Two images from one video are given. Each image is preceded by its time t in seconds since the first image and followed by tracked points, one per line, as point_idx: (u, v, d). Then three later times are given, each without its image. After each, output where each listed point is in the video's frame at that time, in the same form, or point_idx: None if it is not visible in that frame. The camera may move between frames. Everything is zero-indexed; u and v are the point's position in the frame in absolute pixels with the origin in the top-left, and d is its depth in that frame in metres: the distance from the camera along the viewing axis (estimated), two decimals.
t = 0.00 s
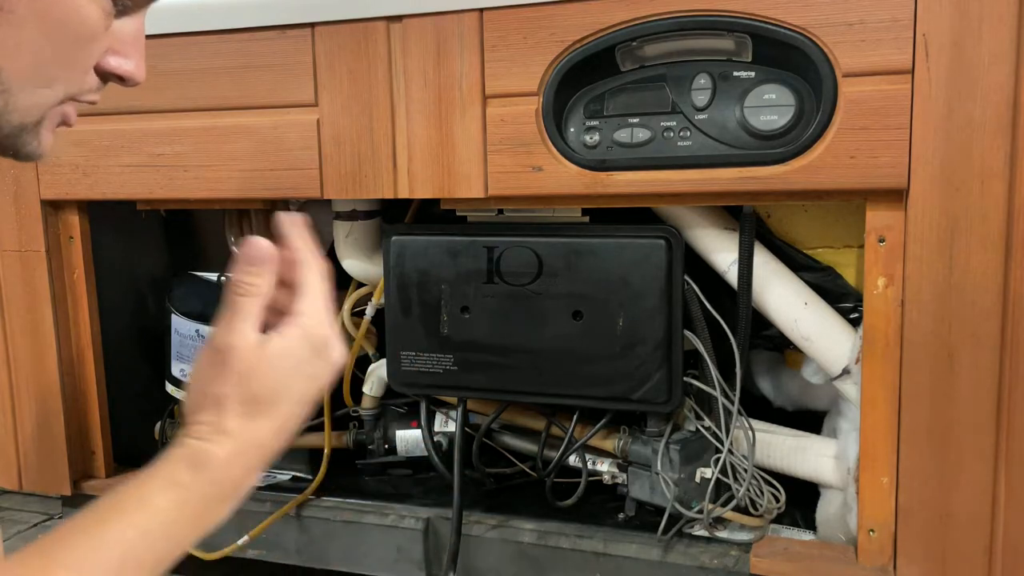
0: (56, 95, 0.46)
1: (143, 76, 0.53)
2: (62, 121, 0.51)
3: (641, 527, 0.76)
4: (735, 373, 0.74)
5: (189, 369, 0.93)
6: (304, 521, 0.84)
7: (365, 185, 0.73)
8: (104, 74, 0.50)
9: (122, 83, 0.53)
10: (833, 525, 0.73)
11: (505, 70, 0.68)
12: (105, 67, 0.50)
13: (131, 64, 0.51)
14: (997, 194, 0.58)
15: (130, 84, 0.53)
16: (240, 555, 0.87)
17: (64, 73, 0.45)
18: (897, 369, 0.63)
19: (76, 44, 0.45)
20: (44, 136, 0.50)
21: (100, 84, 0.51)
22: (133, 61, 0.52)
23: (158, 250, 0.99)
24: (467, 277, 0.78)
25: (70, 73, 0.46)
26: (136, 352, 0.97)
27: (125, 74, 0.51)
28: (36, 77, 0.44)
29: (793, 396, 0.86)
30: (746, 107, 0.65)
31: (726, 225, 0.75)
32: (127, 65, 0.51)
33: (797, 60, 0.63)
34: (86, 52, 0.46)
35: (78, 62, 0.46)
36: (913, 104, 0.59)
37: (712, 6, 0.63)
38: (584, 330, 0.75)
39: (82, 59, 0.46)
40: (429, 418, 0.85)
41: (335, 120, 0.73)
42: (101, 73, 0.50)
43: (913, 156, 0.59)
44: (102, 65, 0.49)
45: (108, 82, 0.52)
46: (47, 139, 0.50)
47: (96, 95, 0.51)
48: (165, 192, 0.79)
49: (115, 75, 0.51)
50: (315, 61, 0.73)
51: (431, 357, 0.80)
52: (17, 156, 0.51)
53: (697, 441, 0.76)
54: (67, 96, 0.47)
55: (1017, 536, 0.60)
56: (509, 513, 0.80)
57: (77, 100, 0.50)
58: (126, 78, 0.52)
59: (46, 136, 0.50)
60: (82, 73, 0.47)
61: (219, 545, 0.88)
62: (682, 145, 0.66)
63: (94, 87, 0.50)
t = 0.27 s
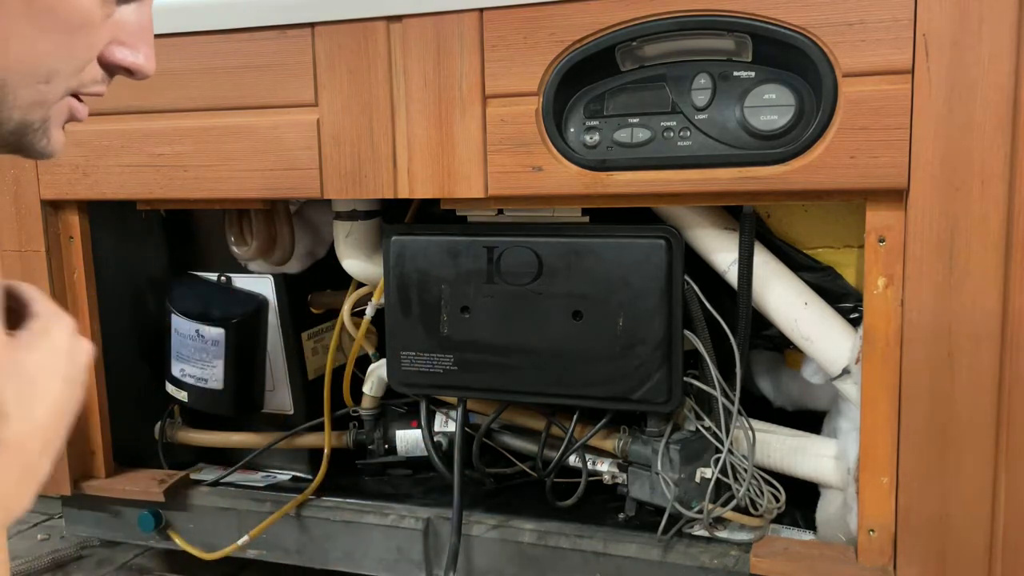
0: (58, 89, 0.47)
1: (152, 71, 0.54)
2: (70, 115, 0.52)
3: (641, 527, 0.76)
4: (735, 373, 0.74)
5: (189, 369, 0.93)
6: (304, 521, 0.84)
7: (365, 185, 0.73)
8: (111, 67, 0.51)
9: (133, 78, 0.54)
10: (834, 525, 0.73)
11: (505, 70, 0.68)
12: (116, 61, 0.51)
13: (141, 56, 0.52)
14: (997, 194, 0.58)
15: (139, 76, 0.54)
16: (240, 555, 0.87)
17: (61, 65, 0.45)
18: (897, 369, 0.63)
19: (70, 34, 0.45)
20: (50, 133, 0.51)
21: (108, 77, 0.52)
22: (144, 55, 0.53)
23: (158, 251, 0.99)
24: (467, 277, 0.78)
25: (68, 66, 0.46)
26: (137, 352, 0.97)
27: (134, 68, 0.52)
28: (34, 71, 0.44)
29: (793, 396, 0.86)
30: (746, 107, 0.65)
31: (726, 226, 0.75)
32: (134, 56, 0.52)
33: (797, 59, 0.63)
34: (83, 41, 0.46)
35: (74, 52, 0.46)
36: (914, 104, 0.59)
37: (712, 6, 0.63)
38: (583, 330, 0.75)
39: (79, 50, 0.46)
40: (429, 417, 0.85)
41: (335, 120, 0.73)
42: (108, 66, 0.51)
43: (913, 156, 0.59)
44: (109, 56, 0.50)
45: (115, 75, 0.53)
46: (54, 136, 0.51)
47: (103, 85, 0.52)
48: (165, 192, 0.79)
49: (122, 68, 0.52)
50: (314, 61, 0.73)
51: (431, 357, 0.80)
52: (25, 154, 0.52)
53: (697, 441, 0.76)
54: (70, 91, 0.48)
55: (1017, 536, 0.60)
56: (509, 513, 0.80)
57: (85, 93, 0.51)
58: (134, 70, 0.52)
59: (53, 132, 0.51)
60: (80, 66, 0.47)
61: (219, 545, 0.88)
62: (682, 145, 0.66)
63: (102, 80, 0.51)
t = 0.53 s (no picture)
0: (57, 73, 0.48)
1: (157, 57, 0.55)
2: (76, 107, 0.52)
3: (641, 527, 0.76)
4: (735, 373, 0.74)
5: (189, 369, 0.93)
6: (304, 521, 0.84)
7: (365, 184, 0.73)
8: (113, 53, 0.52)
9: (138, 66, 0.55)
10: (834, 525, 0.73)
11: (505, 70, 0.68)
12: (117, 46, 0.52)
13: (144, 42, 0.53)
14: (997, 194, 0.58)
15: (145, 64, 0.54)
16: (240, 555, 0.87)
17: (59, 48, 0.47)
18: (897, 369, 0.63)
19: (65, 15, 0.46)
20: (54, 124, 0.51)
21: (114, 65, 0.53)
22: (150, 42, 0.54)
23: (157, 251, 0.99)
24: (467, 277, 0.78)
25: (65, 49, 0.47)
26: (136, 352, 0.97)
27: (138, 54, 0.53)
28: (32, 54, 0.45)
29: (793, 396, 0.86)
30: (746, 107, 0.65)
31: (726, 226, 0.75)
32: (134, 42, 0.53)
33: (797, 59, 0.63)
34: (80, 23, 0.48)
35: (70, 35, 0.47)
36: (914, 104, 0.59)
37: (713, 6, 0.63)
38: (584, 330, 0.75)
39: (76, 32, 0.48)
40: (429, 417, 0.85)
41: (335, 119, 0.73)
42: (110, 52, 0.52)
43: (913, 157, 0.59)
44: (110, 41, 0.51)
45: (120, 64, 0.54)
46: (59, 126, 0.52)
47: (107, 73, 0.52)
48: (165, 192, 0.79)
49: (124, 55, 0.53)
50: (314, 61, 0.73)
51: (431, 357, 0.80)
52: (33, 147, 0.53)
53: (697, 441, 0.76)
54: (71, 77, 0.49)
55: (1017, 537, 0.60)
56: (509, 513, 0.80)
57: (87, 83, 0.51)
58: (139, 57, 0.53)
59: (58, 124, 0.52)
60: (78, 50, 0.49)
61: (219, 545, 0.88)
62: (682, 145, 0.66)
63: (106, 68, 0.52)
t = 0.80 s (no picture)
0: (96, 90, 0.49)
1: (180, 65, 0.55)
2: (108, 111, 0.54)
3: (641, 527, 0.76)
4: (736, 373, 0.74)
5: (189, 369, 0.94)
6: (304, 521, 0.84)
7: (365, 184, 0.73)
8: (141, 64, 0.53)
9: (161, 72, 0.55)
10: (834, 526, 0.73)
11: (505, 70, 0.68)
12: (144, 58, 0.52)
13: (166, 52, 0.53)
14: (997, 194, 0.58)
15: (167, 71, 0.55)
16: (240, 555, 0.87)
17: (100, 65, 0.48)
18: (897, 369, 0.63)
19: (110, 34, 0.47)
20: (87, 128, 0.53)
21: (139, 75, 0.53)
22: (171, 50, 0.54)
23: (157, 251, 0.99)
24: (467, 277, 0.78)
25: (106, 65, 0.48)
26: (136, 353, 0.97)
27: (162, 65, 0.54)
28: (73, 72, 0.46)
29: (793, 396, 0.86)
30: (746, 107, 0.65)
31: (726, 226, 0.75)
32: (162, 53, 0.53)
33: (797, 59, 0.63)
34: (121, 42, 0.48)
35: (112, 53, 0.48)
36: (914, 104, 0.59)
37: (713, 6, 0.63)
38: (583, 330, 0.75)
39: (118, 51, 0.48)
40: (429, 417, 0.85)
41: (335, 120, 0.73)
42: (139, 64, 0.52)
43: (913, 157, 0.59)
44: (139, 55, 0.52)
45: (145, 72, 0.55)
46: (91, 129, 0.53)
47: (134, 84, 0.53)
48: (164, 192, 0.79)
49: (152, 66, 0.53)
50: (314, 61, 0.73)
51: (431, 357, 0.80)
52: (59, 148, 0.54)
53: (697, 441, 0.76)
54: (108, 90, 0.50)
55: (1017, 537, 0.60)
56: (509, 513, 0.80)
57: (120, 94, 0.52)
58: (163, 68, 0.54)
59: (89, 128, 0.53)
60: (118, 66, 0.49)
61: (219, 545, 0.88)
62: (682, 146, 0.66)
63: (136, 79, 0.53)
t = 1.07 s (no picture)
0: (130, 105, 0.48)
1: (204, 86, 0.53)
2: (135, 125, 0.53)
3: (641, 526, 0.76)
4: (735, 373, 0.74)
5: (189, 369, 0.94)
6: (304, 521, 0.84)
7: (365, 184, 0.73)
8: (166, 81, 0.51)
9: (185, 91, 0.53)
10: (834, 526, 0.73)
11: (505, 70, 0.68)
12: (170, 76, 0.50)
13: (193, 72, 0.51)
14: (997, 193, 0.58)
15: (193, 92, 0.53)
16: (240, 555, 0.87)
17: (138, 83, 0.47)
18: (897, 369, 0.63)
19: (153, 55, 0.46)
20: (115, 141, 0.52)
21: (163, 92, 0.51)
22: (197, 69, 0.52)
23: (157, 251, 0.99)
24: (467, 277, 0.78)
25: (144, 83, 0.47)
26: (137, 353, 0.97)
27: (187, 83, 0.52)
28: (113, 87, 0.46)
29: (793, 396, 0.86)
30: (746, 106, 0.65)
31: (726, 226, 0.75)
32: (190, 73, 0.51)
33: (796, 59, 0.63)
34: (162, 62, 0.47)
35: (152, 71, 0.47)
36: (913, 104, 0.59)
37: (712, 6, 0.63)
38: (583, 330, 0.75)
39: (157, 70, 0.48)
40: (429, 417, 0.85)
41: (336, 120, 0.73)
42: (166, 82, 0.51)
43: (913, 157, 0.59)
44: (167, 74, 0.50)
45: (170, 89, 0.53)
46: (121, 142, 0.53)
47: (160, 99, 0.52)
48: (165, 192, 0.79)
49: (177, 84, 0.51)
50: (315, 61, 0.73)
51: (431, 357, 0.80)
52: (86, 158, 0.53)
53: (696, 441, 0.76)
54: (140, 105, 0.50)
55: (1017, 537, 0.60)
56: (509, 513, 0.80)
57: (147, 107, 0.52)
58: (189, 87, 0.52)
59: (117, 141, 0.53)
60: (154, 82, 0.48)
61: (219, 545, 0.88)
62: (682, 146, 0.66)
63: (159, 96, 0.51)
